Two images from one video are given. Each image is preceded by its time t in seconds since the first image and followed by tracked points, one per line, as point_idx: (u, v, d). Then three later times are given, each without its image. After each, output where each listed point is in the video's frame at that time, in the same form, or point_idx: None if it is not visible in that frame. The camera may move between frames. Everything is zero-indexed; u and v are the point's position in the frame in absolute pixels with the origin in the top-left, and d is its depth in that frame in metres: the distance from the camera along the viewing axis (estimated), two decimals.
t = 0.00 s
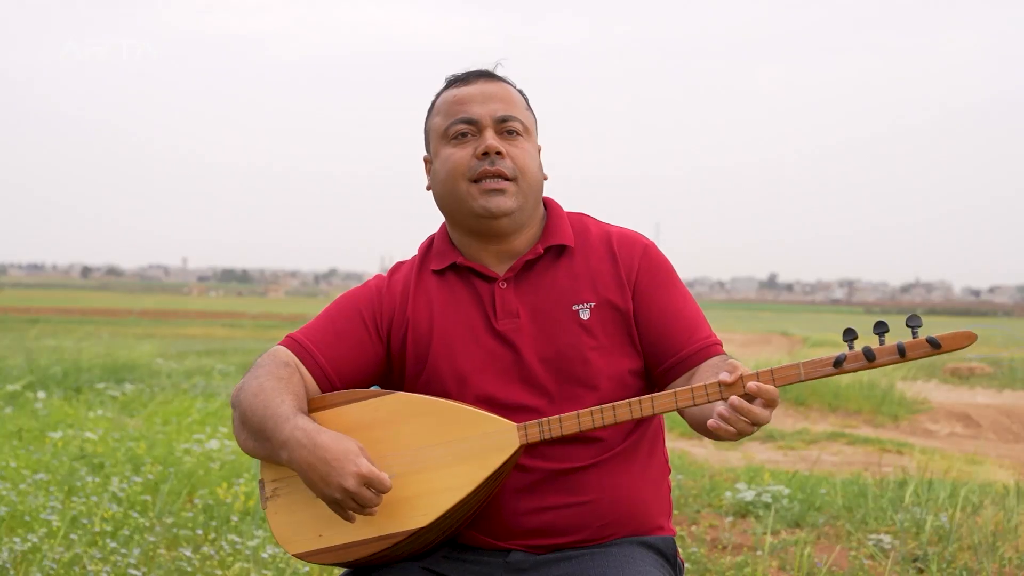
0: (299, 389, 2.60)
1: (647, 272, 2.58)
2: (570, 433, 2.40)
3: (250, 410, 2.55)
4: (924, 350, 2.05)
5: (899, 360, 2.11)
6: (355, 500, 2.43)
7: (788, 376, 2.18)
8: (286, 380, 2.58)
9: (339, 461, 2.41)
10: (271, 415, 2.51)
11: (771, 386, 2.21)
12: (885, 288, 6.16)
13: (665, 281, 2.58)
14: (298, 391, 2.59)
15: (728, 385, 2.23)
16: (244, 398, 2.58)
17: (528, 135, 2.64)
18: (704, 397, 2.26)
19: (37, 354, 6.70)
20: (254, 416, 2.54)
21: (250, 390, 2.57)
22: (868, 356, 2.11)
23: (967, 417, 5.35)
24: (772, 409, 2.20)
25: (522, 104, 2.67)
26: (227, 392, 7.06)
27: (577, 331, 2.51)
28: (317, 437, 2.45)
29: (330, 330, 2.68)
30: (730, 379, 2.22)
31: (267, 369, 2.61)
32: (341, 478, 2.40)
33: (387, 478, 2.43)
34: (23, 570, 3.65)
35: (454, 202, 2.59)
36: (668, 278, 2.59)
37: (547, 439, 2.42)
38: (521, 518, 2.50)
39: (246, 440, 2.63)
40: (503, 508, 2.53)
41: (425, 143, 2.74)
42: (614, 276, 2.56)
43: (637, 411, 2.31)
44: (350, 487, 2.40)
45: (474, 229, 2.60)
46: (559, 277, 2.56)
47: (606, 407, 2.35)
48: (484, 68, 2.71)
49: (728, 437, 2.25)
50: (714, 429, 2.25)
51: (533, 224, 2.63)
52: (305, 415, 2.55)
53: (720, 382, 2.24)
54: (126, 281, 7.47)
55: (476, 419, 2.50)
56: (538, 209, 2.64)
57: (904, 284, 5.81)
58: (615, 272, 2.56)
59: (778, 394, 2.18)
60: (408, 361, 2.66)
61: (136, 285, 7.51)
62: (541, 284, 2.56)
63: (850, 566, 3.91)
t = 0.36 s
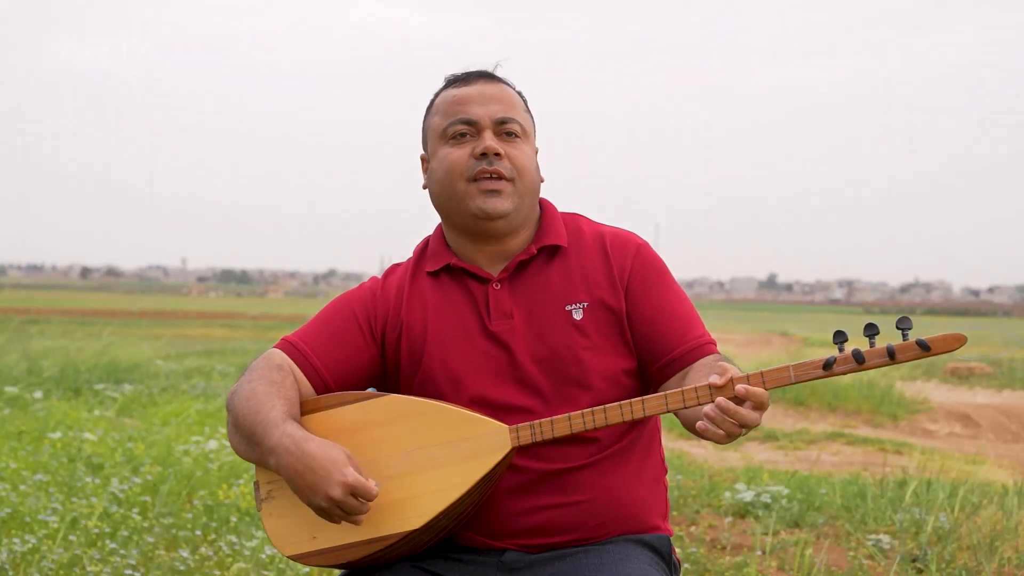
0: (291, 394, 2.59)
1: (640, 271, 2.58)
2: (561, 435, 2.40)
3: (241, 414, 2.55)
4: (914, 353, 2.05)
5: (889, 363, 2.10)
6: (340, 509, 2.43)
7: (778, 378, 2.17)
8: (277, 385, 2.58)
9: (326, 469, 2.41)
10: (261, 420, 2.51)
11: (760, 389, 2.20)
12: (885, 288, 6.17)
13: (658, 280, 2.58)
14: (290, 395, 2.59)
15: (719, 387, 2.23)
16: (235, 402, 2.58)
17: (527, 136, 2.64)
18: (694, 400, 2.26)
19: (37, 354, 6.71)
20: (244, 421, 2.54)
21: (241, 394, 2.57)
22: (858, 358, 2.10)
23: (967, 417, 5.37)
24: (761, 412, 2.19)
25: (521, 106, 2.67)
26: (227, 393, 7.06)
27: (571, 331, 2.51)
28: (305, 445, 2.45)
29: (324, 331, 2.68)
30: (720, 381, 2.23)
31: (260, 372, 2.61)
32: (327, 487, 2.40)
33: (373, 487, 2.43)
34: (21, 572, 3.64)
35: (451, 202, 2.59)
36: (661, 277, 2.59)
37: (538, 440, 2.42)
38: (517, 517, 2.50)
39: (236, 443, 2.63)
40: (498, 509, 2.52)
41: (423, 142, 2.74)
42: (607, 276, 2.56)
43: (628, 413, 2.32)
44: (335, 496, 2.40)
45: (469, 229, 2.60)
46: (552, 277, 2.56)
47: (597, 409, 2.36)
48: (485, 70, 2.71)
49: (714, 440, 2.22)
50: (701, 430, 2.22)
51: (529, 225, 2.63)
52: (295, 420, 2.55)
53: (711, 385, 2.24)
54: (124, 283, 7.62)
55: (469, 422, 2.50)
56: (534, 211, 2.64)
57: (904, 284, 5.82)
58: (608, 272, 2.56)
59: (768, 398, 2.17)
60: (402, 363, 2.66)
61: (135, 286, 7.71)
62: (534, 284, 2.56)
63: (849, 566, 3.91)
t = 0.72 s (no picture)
0: (300, 395, 2.59)
1: (643, 271, 2.59)
2: (571, 429, 2.40)
3: (251, 414, 2.54)
4: (923, 338, 2.03)
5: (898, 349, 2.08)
6: (352, 512, 2.46)
7: (788, 365, 2.17)
8: (287, 386, 2.58)
9: (340, 474, 2.43)
10: (272, 423, 2.51)
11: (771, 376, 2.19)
12: (884, 288, 6.17)
13: (660, 279, 2.58)
14: (299, 397, 2.59)
15: (728, 376, 2.23)
16: (244, 402, 2.57)
17: (534, 138, 2.64)
18: (704, 389, 2.26)
19: (36, 357, 6.71)
20: (255, 422, 2.54)
21: (251, 394, 2.56)
22: (867, 344, 2.09)
23: (966, 418, 5.38)
24: (772, 399, 2.18)
25: (528, 107, 2.67)
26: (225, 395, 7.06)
27: (574, 330, 2.51)
28: (319, 449, 2.45)
29: (327, 329, 2.67)
30: (729, 370, 2.23)
31: (269, 372, 2.59)
32: (342, 492, 2.42)
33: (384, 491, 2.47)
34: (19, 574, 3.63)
35: (459, 202, 2.59)
36: (663, 276, 2.59)
37: (548, 435, 2.42)
38: (519, 516, 2.50)
39: (242, 442, 2.62)
40: (501, 509, 2.52)
41: (428, 140, 2.73)
42: (610, 275, 2.57)
43: (638, 404, 2.32)
44: (349, 500, 2.42)
45: (475, 228, 2.59)
46: (556, 275, 2.56)
47: (606, 401, 2.36)
48: (492, 70, 2.71)
49: (730, 427, 2.23)
50: (716, 418, 2.23)
51: (534, 226, 2.64)
52: (305, 422, 2.55)
53: (721, 374, 2.24)
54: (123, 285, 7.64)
55: (476, 418, 2.50)
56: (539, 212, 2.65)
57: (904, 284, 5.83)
58: (611, 271, 2.57)
59: (778, 384, 2.16)
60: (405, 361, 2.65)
61: (135, 288, 7.71)
62: (538, 283, 2.56)
63: (847, 567, 3.91)
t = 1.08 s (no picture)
0: (285, 400, 2.59)
1: (630, 276, 2.58)
2: (558, 438, 2.41)
3: (237, 420, 2.54)
4: (911, 352, 2.04)
5: (885, 362, 2.09)
6: (340, 513, 2.45)
7: (775, 378, 2.17)
8: (272, 391, 2.57)
9: (326, 475, 2.42)
10: (258, 427, 2.50)
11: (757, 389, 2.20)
12: (879, 290, 6.17)
13: (647, 284, 2.58)
14: (284, 401, 2.59)
15: (715, 388, 2.23)
16: (230, 408, 2.57)
17: (521, 144, 2.64)
18: (690, 400, 2.26)
19: (30, 359, 6.70)
20: (241, 427, 2.53)
21: (236, 400, 2.56)
22: (855, 358, 2.09)
23: (961, 419, 5.40)
24: (758, 411, 2.19)
25: (515, 113, 2.66)
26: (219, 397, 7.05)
27: (562, 336, 2.51)
28: (305, 450, 2.45)
29: (314, 338, 2.66)
30: (716, 382, 2.23)
31: (254, 378, 2.59)
32: (328, 493, 2.42)
33: (371, 493, 2.46)
34: None
35: (447, 210, 2.58)
36: (650, 280, 2.59)
37: (535, 443, 2.43)
38: (508, 521, 2.50)
39: (230, 449, 2.62)
40: (491, 512, 2.52)
41: (415, 146, 2.72)
42: (597, 280, 2.56)
43: (625, 414, 2.32)
44: (336, 501, 2.42)
45: (462, 236, 2.59)
46: (543, 281, 2.55)
47: (593, 411, 2.36)
48: (479, 76, 2.70)
49: (717, 441, 2.22)
50: (702, 431, 2.21)
51: (523, 232, 2.63)
52: (290, 425, 2.54)
53: (708, 385, 2.24)
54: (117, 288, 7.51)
55: (465, 425, 2.50)
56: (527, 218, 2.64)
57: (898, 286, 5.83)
58: (598, 276, 2.56)
59: (765, 397, 2.16)
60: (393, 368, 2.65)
61: (129, 291, 7.66)
62: (525, 289, 2.55)
63: (840, 568, 3.91)
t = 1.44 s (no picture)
0: (271, 400, 2.59)
1: (617, 278, 2.57)
2: (549, 446, 2.41)
3: (223, 427, 2.54)
4: (901, 362, 2.04)
5: (876, 372, 2.09)
6: (341, 496, 2.45)
7: (766, 389, 2.17)
8: (256, 393, 2.58)
9: (317, 460, 2.43)
10: (245, 429, 2.51)
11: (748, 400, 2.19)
12: (874, 292, 6.18)
13: (634, 285, 2.57)
14: (270, 402, 2.58)
15: (706, 398, 2.23)
16: (216, 418, 2.57)
17: (507, 149, 2.63)
18: (681, 410, 2.26)
19: (24, 362, 6.69)
20: (229, 433, 2.53)
21: (220, 409, 2.56)
22: (845, 368, 2.10)
23: (955, 421, 5.39)
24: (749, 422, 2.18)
25: (502, 117, 2.65)
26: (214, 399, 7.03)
27: (550, 341, 2.51)
28: (292, 441, 2.45)
29: (302, 348, 2.66)
30: (707, 393, 2.23)
31: (237, 386, 2.60)
32: (322, 477, 2.42)
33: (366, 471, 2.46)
34: None
35: (434, 217, 2.58)
36: (637, 281, 2.58)
37: (525, 451, 2.42)
38: (502, 526, 2.49)
39: (222, 458, 2.62)
40: (486, 517, 2.51)
41: (401, 152, 2.72)
42: (584, 283, 2.56)
43: (615, 423, 2.32)
44: (332, 484, 2.42)
45: (450, 242, 2.58)
46: (531, 286, 2.55)
47: (583, 420, 2.36)
48: (465, 80, 2.69)
49: (704, 451, 2.21)
50: (692, 440, 2.20)
51: (511, 237, 2.63)
52: (277, 423, 2.54)
53: (697, 396, 2.24)
54: (112, 290, 7.47)
55: (458, 432, 2.49)
56: (515, 223, 2.64)
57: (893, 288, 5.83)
58: (586, 279, 2.56)
59: (755, 408, 2.16)
60: (382, 376, 2.65)
61: (123, 293, 7.52)
62: (513, 294, 2.55)
63: (836, 571, 3.91)
